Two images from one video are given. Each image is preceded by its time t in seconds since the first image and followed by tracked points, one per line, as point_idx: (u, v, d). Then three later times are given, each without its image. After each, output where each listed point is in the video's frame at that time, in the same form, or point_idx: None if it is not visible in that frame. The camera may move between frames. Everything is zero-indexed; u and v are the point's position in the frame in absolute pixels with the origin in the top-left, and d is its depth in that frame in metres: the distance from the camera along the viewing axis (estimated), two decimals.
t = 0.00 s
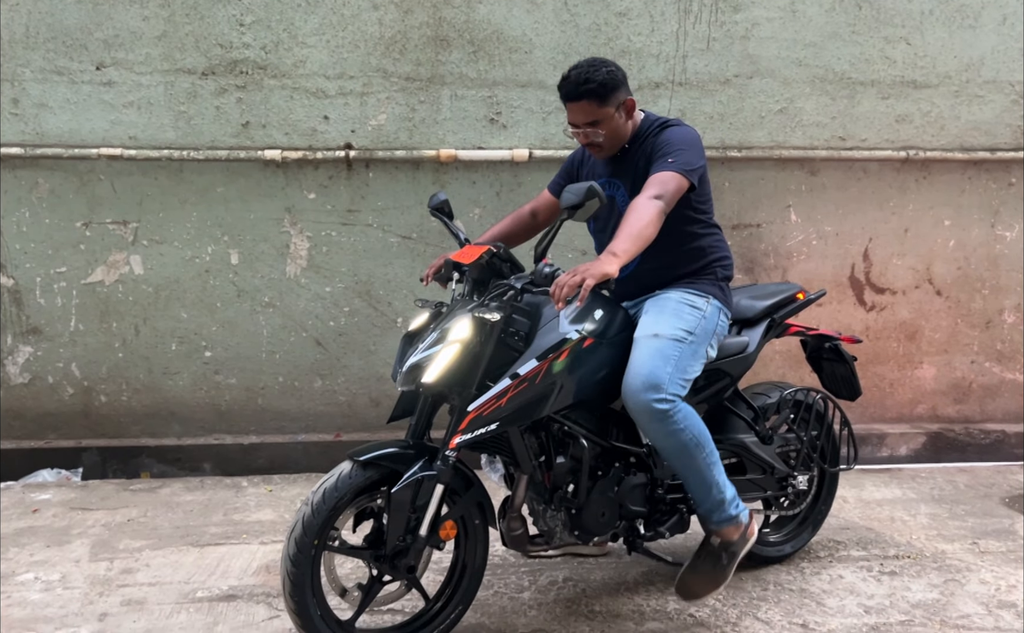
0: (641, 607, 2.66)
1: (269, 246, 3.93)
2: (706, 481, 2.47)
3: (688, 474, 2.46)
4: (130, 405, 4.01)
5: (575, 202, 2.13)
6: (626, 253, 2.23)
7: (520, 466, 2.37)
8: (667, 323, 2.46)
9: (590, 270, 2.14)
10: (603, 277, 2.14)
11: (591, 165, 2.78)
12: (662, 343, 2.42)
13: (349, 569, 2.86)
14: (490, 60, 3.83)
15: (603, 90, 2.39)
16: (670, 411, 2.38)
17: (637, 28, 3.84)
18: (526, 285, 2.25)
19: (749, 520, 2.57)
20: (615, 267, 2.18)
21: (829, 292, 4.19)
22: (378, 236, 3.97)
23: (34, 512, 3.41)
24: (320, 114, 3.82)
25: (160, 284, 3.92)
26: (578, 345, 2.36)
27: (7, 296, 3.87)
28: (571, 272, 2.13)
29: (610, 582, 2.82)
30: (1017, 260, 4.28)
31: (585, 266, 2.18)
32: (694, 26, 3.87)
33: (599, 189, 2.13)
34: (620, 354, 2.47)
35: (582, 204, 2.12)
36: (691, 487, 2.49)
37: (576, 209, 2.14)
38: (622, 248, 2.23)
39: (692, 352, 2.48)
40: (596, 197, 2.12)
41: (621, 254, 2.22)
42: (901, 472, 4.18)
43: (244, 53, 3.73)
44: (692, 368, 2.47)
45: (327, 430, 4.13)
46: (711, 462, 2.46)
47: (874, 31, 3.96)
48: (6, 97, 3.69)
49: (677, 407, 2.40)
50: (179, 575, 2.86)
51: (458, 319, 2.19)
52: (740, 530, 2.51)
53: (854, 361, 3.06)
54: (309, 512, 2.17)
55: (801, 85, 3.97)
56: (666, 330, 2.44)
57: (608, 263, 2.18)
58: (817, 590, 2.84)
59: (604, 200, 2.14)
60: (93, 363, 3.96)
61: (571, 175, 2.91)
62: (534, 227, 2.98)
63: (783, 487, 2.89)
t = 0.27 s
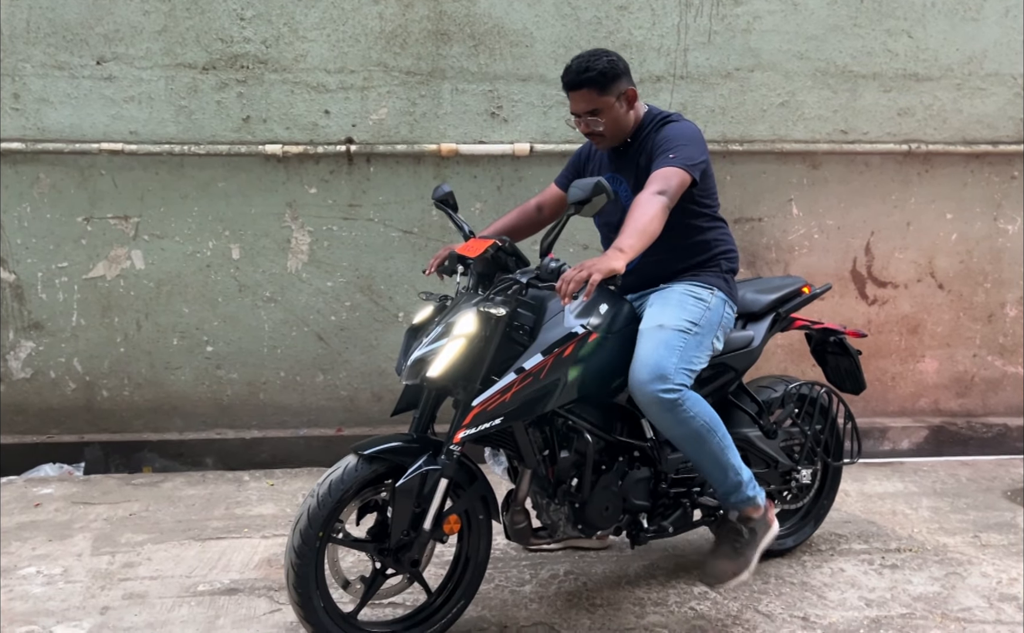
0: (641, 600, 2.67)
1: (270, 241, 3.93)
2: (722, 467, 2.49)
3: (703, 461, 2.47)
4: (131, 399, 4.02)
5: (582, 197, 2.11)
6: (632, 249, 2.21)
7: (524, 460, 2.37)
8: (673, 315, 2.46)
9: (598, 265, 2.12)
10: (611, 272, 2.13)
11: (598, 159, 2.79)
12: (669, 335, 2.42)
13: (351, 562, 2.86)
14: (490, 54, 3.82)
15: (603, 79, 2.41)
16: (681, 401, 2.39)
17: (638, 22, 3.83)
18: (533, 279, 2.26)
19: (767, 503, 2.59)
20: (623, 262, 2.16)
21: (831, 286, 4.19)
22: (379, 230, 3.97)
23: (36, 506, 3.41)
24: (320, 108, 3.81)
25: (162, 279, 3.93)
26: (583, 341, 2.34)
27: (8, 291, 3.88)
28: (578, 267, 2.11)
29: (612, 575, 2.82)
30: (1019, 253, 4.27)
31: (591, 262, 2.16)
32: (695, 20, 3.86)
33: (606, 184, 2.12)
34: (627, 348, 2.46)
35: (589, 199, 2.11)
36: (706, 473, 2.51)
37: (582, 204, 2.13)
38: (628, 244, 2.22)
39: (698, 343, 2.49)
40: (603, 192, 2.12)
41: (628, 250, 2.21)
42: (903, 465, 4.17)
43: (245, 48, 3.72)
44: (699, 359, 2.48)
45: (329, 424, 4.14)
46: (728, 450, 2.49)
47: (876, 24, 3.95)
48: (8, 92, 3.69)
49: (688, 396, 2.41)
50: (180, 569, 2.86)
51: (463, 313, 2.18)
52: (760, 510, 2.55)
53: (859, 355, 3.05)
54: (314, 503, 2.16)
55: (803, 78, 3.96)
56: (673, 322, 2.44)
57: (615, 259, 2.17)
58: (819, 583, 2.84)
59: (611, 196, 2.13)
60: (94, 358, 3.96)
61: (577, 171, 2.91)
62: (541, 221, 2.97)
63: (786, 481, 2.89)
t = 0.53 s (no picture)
0: (644, 594, 2.67)
1: (273, 237, 3.94)
2: (720, 516, 2.43)
3: (705, 506, 2.43)
4: (135, 396, 4.03)
5: (586, 191, 2.11)
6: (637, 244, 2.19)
7: (528, 455, 2.37)
8: (694, 339, 2.42)
9: (601, 260, 2.10)
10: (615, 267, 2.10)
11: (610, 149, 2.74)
12: (692, 363, 2.40)
13: (354, 557, 2.87)
14: (492, 50, 3.81)
15: (614, 69, 2.36)
16: (699, 437, 2.39)
17: (640, 17, 3.82)
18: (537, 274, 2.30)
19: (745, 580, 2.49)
20: (627, 257, 2.14)
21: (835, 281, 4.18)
22: (382, 227, 3.97)
23: (40, 502, 3.41)
24: (323, 104, 3.81)
25: (165, 276, 3.93)
26: (588, 335, 2.35)
27: (12, 288, 3.89)
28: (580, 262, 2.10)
29: (614, 570, 2.83)
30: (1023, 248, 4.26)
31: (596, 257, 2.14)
32: (698, 15, 3.85)
33: (611, 180, 2.12)
34: (632, 342, 2.46)
35: (594, 194, 2.11)
36: (703, 519, 2.45)
37: (587, 198, 2.12)
38: (633, 239, 2.19)
39: (722, 365, 2.48)
40: (607, 186, 2.11)
41: (633, 244, 2.18)
42: (906, 461, 4.17)
43: (247, 45, 3.72)
44: (720, 385, 2.46)
45: (332, 421, 4.14)
46: (731, 499, 2.44)
47: (879, 19, 3.94)
48: (10, 90, 3.69)
49: (706, 432, 2.40)
50: (184, 564, 2.87)
51: (467, 308, 2.17)
52: (736, 586, 2.44)
53: (864, 351, 3.03)
54: (319, 496, 2.17)
55: (806, 73, 3.95)
56: (695, 348, 2.41)
57: (619, 253, 2.14)
58: (822, 578, 2.84)
59: (616, 190, 2.13)
60: (98, 355, 3.97)
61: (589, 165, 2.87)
62: (548, 213, 2.94)
63: (790, 476, 2.88)
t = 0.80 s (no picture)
0: (647, 590, 2.67)
1: (277, 235, 3.94)
2: (711, 524, 2.41)
3: (697, 511, 2.41)
4: (141, 394, 4.04)
5: (593, 189, 2.09)
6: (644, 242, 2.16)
7: (532, 454, 2.34)
8: (700, 342, 2.40)
9: (606, 258, 2.08)
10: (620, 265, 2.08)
11: (629, 141, 2.67)
12: (697, 366, 2.38)
13: (357, 554, 2.87)
14: (496, 46, 3.81)
15: (631, 55, 2.30)
16: (697, 442, 2.38)
17: (644, 13, 3.81)
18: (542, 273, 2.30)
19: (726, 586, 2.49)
20: (633, 256, 2.11)
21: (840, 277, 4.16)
22: (386, 224, 3.97)
23: (46, 499, 3.42)
24: (326, 102, 3.81)
25: (170, 274, 3.94)
26: (592, 334, 2.31)
27: (18, 287, 3.90)
28: (585, 260, 2.08)
29: (617, 566, 2.82)
30: None
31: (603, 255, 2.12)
32: (701, 10, 3.84)
33: (618, 179, 2.10)
34: (637, 340, 2.42)
35: (600, 192, 2.09)
36: (693, 524, 2.43)
37: (594, 196, 2.11)
38: (641, 237, 2.17)
39: (726, 368, 2.45)
40: (614, 185, 2.10)
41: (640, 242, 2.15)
42: (912, 457, 4.15)
43: (251, 42, 3.73)
44: (723, 390, 2.43)
45: (337, 418, 4.15)
46: (724, 506, 2.43)
47: (884, 13, 3.92)
48: (15, 89, 3.70)
49: (706, 437, 2.39)
50: (188, 561, 2.87)
51: (472, 305, 2.16)
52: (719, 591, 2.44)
53: (870, 349, 3.01)
54: (321, 494, 2.16)
55: (810, 68, 3.93)
56: (701, 351, 2.38)
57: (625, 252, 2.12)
58: (826, 574, 2.83)
59: (623, 188, 2.11)
60: (104, 353, 3.99)
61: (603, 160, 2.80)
62: (558, 205, 2.91)
63: (795, 474, 2.86)
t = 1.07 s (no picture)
0: (651, 588, 2.66)
1: (282, 234, 3.95)
2: (717, 524, 2.39)
3: (704, 511, 2.39)
4: (146, 393, 4.05)
5: (596, 188, 2.08)
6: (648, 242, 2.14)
7: (535, 453, 2.33)
8: (710, 340, 2.37)
9: (609, 257, 2.06)
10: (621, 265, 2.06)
11: (643, 137, 2.64)
12: (706, 365, 2.35)
13: (360, 551, 2.87)
14: (499, 44, 3.81)
15: (636, 54, 2.28)
16: (706, 442, 2.35)
17: (648, 10, 3.81)
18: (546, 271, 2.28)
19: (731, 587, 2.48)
20: (637, 256, 2.08)
21: (846, 274, 4.15)
22: (390, 223, 3.97)
23: (51, 498, 3.43)
24: (330, 101, 3.82)
25: (174, 273, 3.95)
26: (599, 334, 2.29)
27: (24, 286, 3.91)
28: (588, 257, 2.07)
29: (621, 564, 2.82)
30: None
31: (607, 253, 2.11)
32: (705, 7, 3.82)
33: (621, 176, 2.08)
34: (644, 339, 2.40)
35: (603, 190, 2.07)
36: (700, 524, 2.41)
37: (596, 195, 2.09)
38: (646, 236, 2.14)
39: (736, 368, 2.43)
40: (618, 183, 2.07)
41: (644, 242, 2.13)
42: (919, 455, 4.13)
43: (254, 42, 3.73)
44: (732, 389, 2.41)
45: (341, 417, 4.15)
46: (730, 507, 2.41)
47: (889, 9, 3.90)
48: (20, 89, 3.72)
49: (714, 437, 2.36)
50: (191, 559, 2.88)
51: (475, 303, 2.14)
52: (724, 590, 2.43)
53: (880, 347, 3.00)
54: (321, 491, 2.15)
55: (815, 65, 3.91)
56: (711, 350, 2.36)
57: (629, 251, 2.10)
58: (831, 572, 2.81)
59: (625, 188, 2.09)
60: (109, 352, 4.00)
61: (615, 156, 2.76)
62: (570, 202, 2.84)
63: (801, 472, 2.83)
